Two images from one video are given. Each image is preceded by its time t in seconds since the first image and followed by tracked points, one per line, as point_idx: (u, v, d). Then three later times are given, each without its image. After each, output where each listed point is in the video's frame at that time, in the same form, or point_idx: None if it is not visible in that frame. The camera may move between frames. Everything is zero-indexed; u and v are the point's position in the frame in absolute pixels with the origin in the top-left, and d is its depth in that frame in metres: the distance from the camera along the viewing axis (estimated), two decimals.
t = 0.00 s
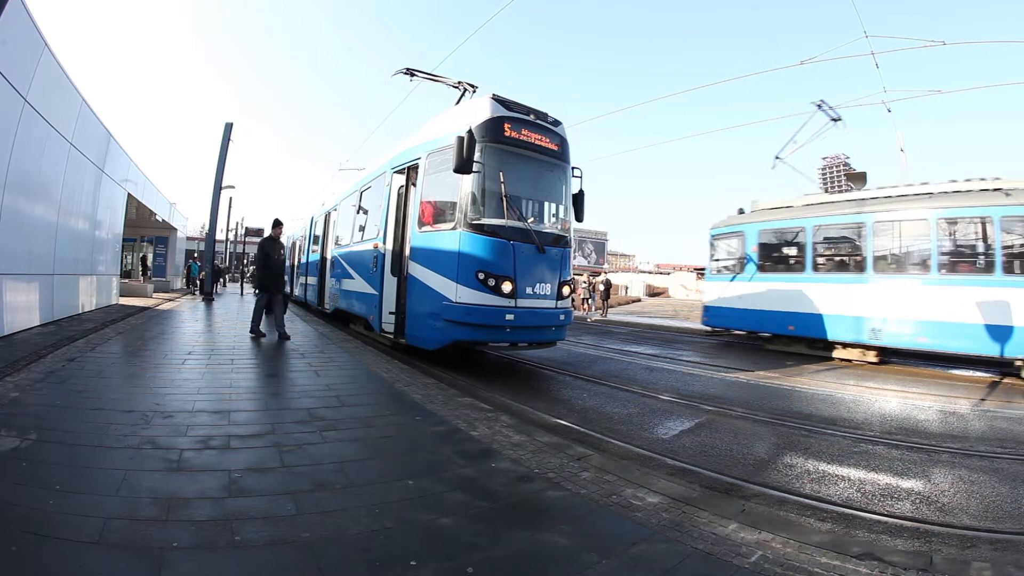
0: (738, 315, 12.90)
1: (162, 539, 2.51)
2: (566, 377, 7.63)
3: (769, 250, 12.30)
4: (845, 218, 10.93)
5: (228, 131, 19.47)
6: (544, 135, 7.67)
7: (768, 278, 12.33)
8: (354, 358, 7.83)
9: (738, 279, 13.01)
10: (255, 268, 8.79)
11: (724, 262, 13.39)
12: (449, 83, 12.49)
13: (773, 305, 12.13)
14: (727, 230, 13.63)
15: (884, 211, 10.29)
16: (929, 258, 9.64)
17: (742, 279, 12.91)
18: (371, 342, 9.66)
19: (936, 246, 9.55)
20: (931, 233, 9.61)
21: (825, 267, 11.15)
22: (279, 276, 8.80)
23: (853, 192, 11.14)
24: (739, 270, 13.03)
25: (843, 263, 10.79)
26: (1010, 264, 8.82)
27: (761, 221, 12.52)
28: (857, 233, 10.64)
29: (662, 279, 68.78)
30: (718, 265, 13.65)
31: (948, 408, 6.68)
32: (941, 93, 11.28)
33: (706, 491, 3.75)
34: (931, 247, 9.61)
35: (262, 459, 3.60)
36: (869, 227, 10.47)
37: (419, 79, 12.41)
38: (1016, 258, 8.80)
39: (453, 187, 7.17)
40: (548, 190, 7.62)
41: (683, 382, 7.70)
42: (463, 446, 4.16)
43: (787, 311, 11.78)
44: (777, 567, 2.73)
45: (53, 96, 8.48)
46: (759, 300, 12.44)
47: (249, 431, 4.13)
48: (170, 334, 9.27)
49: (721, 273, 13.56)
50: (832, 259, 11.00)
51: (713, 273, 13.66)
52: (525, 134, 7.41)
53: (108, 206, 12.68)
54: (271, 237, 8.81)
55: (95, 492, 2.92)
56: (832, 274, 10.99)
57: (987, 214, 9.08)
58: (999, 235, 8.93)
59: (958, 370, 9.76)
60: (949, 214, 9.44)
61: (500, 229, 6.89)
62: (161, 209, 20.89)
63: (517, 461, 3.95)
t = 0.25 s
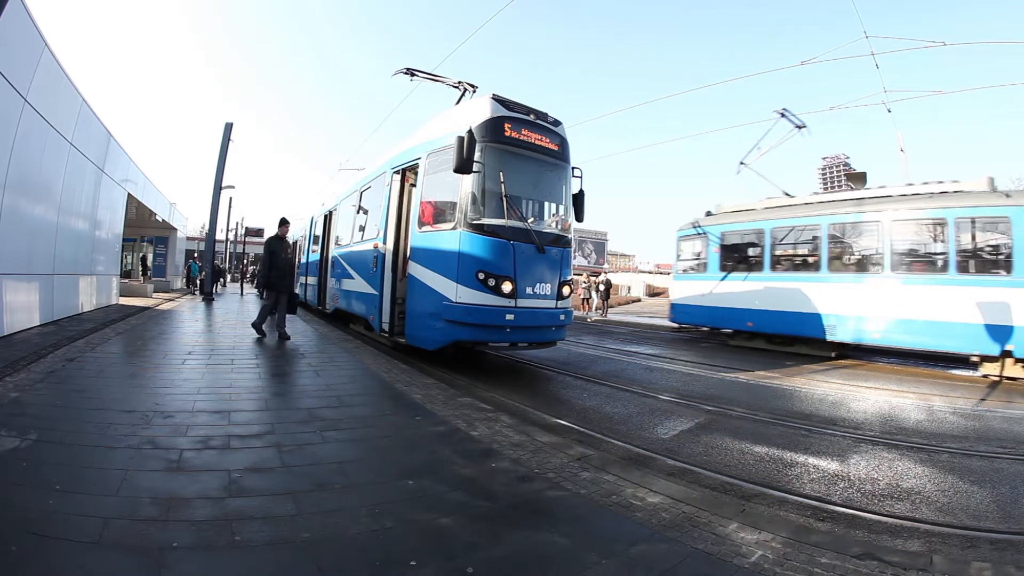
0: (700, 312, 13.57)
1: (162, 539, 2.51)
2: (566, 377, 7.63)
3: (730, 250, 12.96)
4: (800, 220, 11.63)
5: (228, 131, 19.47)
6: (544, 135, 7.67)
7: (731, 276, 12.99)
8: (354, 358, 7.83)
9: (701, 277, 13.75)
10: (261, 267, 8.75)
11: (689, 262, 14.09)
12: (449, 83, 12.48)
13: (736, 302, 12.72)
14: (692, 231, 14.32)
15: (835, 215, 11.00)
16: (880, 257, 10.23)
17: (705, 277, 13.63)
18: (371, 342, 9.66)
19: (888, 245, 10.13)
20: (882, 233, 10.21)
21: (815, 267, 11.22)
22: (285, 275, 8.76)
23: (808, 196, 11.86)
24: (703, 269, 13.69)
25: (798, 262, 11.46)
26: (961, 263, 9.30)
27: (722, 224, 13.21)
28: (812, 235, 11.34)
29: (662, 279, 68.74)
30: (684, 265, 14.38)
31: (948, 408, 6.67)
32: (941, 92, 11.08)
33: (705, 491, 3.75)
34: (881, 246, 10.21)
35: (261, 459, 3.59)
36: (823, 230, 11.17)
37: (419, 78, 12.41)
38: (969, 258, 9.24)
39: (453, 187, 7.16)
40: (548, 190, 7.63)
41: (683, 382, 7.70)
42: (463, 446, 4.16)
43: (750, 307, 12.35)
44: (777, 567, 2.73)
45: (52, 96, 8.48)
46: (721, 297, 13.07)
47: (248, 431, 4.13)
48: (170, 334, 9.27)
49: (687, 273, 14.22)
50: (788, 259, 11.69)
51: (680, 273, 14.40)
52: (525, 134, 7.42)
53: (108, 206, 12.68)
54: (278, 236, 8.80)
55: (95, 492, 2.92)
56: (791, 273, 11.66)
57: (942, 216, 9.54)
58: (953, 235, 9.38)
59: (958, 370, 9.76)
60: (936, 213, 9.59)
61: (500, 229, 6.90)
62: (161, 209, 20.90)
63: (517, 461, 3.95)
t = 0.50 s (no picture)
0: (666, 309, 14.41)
1: (162, 539, 2.51)
2: (566, 377, 7.63)
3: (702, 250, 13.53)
4: (761, 222, 12.32)
5: (228, 131, 19.47)
6: (544, 135, 7.67)
7: (697, 276, 13.70)
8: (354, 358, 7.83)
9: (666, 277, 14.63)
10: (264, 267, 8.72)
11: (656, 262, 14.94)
12: (449, 83, 12.48)
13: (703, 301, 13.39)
14: (660, 233, 15.17)
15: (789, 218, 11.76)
16: (834, 257, 10.89)
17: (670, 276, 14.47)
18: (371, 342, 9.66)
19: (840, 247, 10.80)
20: (834, 233, 10.93)
21: (813, 267, 11.22)
22: (289, 275, 8.71)
23: (769, 199, 12.51)
24: (671, 269, 14.42)
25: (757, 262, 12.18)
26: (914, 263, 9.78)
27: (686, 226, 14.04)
28: (770, 237, 12.04)
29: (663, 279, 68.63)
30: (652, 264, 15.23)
31: (948, 408, 6.67)
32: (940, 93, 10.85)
33: (706, 492, 3.75)
34: (834, 247, 10.90)
35: (261, 459, 3.59)
36: (781, 232, 11.90)
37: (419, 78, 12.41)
38: (923, 258, 9.71)
39: (453, 187, 7.16)
40: (548, 190, 7.63)
41: (682, 382, 7.70)
42: (463, 446, 4.16)
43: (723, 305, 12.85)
44: (777, 567, 2.73)
45: (52, 97, 8.48)
46: (685, 295, 13.87)
47: (248, 431, 4.13)
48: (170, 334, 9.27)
49: (654, 272, 15.08)
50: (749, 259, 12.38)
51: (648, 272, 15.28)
52: (525, 134, 7.41)
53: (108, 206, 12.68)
54: (282, 236, 8.82)
55: (95, 492, 2.92)
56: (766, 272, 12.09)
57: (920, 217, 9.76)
58: (932, 236, 9.58)
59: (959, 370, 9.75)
60: (924, 214, 9.71)
61: (500, 229, 6.90)
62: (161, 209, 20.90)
63: (517, 461, 3.95)
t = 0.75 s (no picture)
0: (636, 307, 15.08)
1: (162, 539, 2.51)
2: (566, 377, 7.63)
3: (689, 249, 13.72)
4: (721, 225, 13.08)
5: (228, 131, 19.48)
6: (544, 135, 7.67)
7: (664, 275, 14.43)
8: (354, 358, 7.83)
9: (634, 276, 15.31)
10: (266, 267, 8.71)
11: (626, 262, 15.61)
12: (449, 82, 12.47)
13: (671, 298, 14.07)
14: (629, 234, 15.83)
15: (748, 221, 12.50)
16: (813, 258, 11.23)
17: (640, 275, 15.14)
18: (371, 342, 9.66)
19: (794, 250, 11.52)
20: (790, 237, 11.65)
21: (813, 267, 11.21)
22: (290, 275, 8.71)
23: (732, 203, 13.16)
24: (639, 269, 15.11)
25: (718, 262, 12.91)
26: (866, 263, 10.40)
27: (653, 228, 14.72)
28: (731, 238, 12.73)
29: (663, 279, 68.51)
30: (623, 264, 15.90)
31: (949, 408, 6.67)
32: (940, 93, 10.68)
33: (706, 492, 3.74)
34: (813, 249, 11.24)
35: (261, 459, 3.59)
36: (740, 235, 12.62)
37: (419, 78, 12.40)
38: (877, 258, 10.28)
39: (453, 187, 7.16)
40: (548, 190, 7.63)
41: (682, 382, 7.69)
42: (463, 446, 4.16)
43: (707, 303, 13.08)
44: (777, 567, 2.73)
45: (52, 97, 8.47)
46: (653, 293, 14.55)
47: (248, 431, 4.13)
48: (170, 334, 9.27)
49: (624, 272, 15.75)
50: (710, 259, 13.12)
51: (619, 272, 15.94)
52: (525, 134, 7.41)
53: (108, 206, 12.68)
54: (283, 236, 8.81)
55: (95, 492, 2.92)
56: (762, 272, 12.10)
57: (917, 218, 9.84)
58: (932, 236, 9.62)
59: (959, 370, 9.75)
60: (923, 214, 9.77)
61: (500, 229, 6.90)
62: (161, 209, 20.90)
63: (517, 461, 3.95)
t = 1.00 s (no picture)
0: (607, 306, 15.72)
1: (162, 539, 2.51)
2: (566, 377, 7.63)
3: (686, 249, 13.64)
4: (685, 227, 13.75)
5: (228, 131, 19.49)
6: (544, 135, 7.67)
7: (633, 274, 15.00)
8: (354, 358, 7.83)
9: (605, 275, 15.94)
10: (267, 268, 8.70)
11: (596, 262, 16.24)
12: (449, 83, 12.47)
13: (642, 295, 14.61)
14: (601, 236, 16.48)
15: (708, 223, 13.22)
16: (812, 258, 11.22)
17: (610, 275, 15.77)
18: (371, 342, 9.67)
19: (751, 251, 12.25)
20: (750, 238, 12.33)
21: (812, 267, 11.19)
22: (292, 275, 8.72)
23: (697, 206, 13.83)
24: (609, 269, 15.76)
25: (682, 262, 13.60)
26: (820, 262, 11.06)
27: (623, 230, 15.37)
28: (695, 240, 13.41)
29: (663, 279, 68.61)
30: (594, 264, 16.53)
31: (948, 408, 6.67)
32: (940, 93, 10.59)
33: (706, 491, 3.74)
34: (811, 249, 11.24)
35: (262, 459, 3.59)
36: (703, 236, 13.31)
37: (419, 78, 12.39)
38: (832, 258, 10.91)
39: (453, 187, 7.16)
40: (548, 190, 7.63)
41: (682, 382, 7.70)
42: (464, 446, 4.16)
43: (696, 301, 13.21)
44: (778, 567, 2.73)
45: (52, 97, 8.48)
46: (624, 292, 15.16)
47: (249, 431, 4.13)
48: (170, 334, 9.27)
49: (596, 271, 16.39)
50: (675, 259, 13.81)
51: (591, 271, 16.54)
52: (525, 134, 7.41)
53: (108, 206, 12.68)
54: (284, 235, 8.80)
55: (95, 492, 2.92)
56: (761, 272, 12.06)
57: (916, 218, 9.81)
58: (932, 237, 9.59)
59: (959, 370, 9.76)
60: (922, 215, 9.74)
61: (500, 229, 6.89)
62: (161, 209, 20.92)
63: (517, 461, 3.95)
